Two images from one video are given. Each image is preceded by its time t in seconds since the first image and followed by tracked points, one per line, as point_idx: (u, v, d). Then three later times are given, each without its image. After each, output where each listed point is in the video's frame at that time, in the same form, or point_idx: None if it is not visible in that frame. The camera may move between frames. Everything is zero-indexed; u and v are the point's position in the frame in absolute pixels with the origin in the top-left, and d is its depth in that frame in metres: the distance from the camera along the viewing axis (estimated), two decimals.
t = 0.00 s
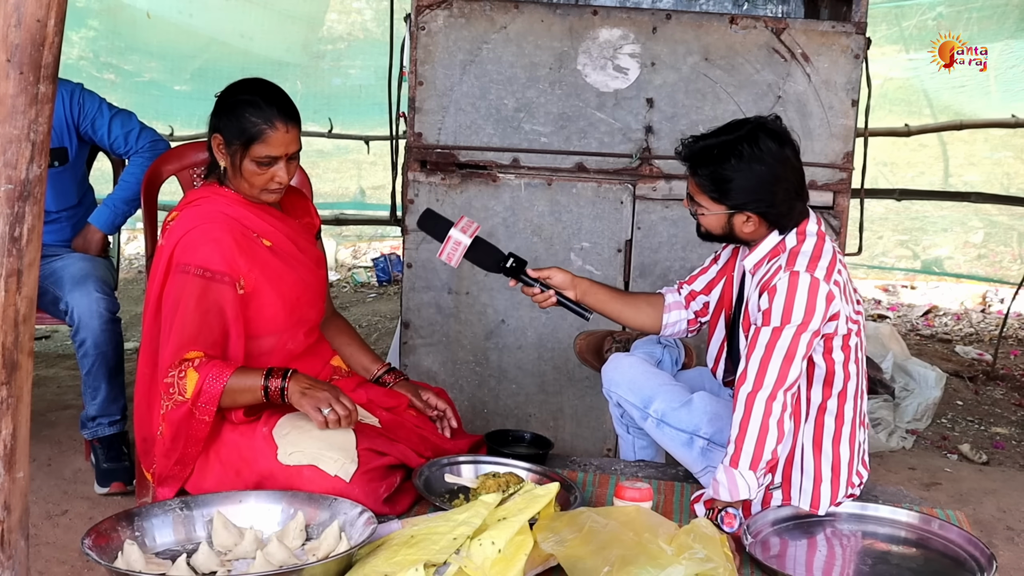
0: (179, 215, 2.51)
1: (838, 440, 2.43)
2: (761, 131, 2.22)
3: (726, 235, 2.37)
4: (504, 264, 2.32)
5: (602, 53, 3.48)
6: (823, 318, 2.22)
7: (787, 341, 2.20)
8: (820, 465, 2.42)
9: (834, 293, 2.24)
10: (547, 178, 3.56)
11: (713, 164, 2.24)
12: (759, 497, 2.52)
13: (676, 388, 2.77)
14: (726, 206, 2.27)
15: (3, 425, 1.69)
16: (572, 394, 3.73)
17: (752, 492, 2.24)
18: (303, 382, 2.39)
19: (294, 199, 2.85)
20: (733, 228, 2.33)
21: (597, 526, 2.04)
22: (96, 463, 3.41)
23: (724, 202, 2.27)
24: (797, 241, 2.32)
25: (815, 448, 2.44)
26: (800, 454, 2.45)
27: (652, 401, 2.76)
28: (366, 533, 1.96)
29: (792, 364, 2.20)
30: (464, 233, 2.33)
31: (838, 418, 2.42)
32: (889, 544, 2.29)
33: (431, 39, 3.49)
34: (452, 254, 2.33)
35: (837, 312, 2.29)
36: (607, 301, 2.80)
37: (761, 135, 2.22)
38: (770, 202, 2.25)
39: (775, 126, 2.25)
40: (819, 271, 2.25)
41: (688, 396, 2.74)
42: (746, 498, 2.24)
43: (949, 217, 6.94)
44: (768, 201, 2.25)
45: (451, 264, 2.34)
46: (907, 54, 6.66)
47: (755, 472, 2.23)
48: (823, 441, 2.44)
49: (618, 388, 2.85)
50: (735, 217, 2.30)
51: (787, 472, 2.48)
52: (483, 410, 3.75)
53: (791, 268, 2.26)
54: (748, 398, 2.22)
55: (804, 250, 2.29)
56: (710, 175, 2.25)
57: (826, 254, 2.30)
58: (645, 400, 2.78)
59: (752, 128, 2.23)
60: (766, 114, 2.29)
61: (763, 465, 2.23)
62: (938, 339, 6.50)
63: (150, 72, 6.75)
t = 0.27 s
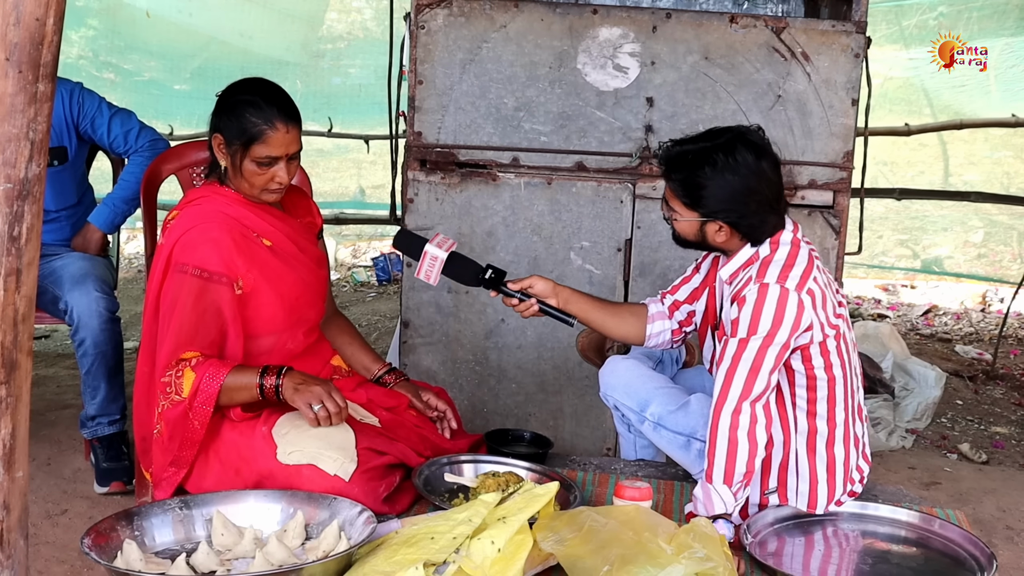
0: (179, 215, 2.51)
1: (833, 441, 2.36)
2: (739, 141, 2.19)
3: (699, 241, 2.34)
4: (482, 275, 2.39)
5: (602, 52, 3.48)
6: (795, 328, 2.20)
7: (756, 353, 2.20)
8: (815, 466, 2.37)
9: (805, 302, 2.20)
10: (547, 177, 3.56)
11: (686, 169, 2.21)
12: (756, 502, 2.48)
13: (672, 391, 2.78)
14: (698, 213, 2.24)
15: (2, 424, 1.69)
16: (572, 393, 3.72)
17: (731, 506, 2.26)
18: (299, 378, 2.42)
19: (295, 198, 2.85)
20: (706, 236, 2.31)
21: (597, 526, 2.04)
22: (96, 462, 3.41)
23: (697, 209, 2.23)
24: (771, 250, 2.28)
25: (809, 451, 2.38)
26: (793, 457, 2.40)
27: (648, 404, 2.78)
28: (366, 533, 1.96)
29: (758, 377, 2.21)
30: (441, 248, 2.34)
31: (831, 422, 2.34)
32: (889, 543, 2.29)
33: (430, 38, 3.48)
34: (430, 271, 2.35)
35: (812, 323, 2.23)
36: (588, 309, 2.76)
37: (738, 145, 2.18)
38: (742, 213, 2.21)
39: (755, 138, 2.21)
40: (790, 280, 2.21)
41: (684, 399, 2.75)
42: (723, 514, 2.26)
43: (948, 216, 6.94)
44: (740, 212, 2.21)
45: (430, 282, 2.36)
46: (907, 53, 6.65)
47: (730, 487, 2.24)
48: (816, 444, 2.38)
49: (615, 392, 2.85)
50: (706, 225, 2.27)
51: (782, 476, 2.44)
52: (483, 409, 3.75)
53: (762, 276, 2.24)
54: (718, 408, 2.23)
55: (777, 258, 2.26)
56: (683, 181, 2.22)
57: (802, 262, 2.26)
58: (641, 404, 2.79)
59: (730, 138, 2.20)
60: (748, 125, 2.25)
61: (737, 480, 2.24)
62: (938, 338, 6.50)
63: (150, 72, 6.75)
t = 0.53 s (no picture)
0: (179, 214, 2.51)
1: (823, 439, 2.37)
2: (717, 154, 2.20)
3: (672, 251, 2.35)
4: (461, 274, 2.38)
5: (602, 51, 3.48)
6: (778, 328, 2.18)
7: (741, 355, 2.17)
8: (805, 463, 2.39)
9: (786, 302, 2.19)
10: (547, 176, 3.56)
11: (662, 178, 2.22)
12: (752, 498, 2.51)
13: (666, 393, 2.77)
14: (672, 223, 2.24)
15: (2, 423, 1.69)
16: (572, 393, 3.72)
17: (724, 509, 2.23)
18: (297, 376, 2.42)
19: (296, 197, 2.85)
20: (679, 247, 2.32)
21: (597, 525, 2.04)
22: (96, 461, 3.41)
23: (671, 219, 2.24)
24: (752, 252, 2.27)
25: (799, 448, 2.40)
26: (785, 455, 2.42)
27: (642, 406, 2.77)
28: (366, 532, 1.96)
29: (746, 376, 2.19)
30: (422, 241, 2.37)
31: (818, 421, 2.36)
32: (889, 542, 2.29)
33: (430, 37, 3.49)
34: (411, 262, 2.36)
35: (792, 325, 2.21)
36: (569, 318, 2.77)
37: (715, 158, 2.19)
38: (715, 225, 2.21)
39: (733, 151, 2.22)
40: (772, 279, 2.20)
41: (678, 400, 2.75)
42: (717, 517, 2.23)
43: (948, 215, 6.93)
44: (714, 224, 2.21)
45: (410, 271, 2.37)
46: (907, 53, 6.65)
47: (722, 490, 2.22)
48: (806, 441, 2.39)
49: (609, 395, 2.83)
50: (680, 236, 2.28)
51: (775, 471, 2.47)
52: (483, 408, 3.75)
53: (743, 275, 2.22)
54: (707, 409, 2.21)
55: (757, 258, 2.25)
56: (658, 190, 2.23)
57: (783, 264, 2.25)
58: (636, 406, 2.79)
59: (706, 151, 2.21)
60: (728, 139, 2.26)
61: (730, 482, 2.21)
62: (938, 338, 6.50)
63: (149, 71, 6.75)
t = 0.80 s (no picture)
0: (179, 214, 2.51)
1: (816, 436, 2.36)
2: (709, 154, 2.20)
3: (660, 251, 2.34)
4: (453, 277, 2.43)
5: (603, 50, 3.48)
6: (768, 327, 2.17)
7: (732, 355, 2.17)
8: (798, 459, 2.39)
9: (775, 301, 2.18)
10: (547, 175, 3.55)
11: (652, 176, 2.21)
12: (750, 494, 2.51)
13: (661, 394, 2.79)
14: (660, 222, 2.24)
15: (3, 422, 1.69)
16: (572, 391, 3.72)
17: (722, 509, 2.23)
18: (287, 379, 2.38)
19: (296, 197, 2.85)
20: (666, 247, 2.32)
21: (598, 523, 2.04)
22: (96, 460, 3.41)
23: (660, 218, 2.24)
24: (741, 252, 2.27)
25: (792, 445, 2.40)
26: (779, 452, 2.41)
27: (638, 408, 2.79)
28: (366, 530, 1.96)
29: (737, 376, 2.18)
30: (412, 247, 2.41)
31: (809, 418, 2.34)
32: (889, 541, 2.29)
33: (431, 36, 3.49)
34: (401, 271, 2.41)
35: (780, 325, 2.20)
36: (563, 322, 2.75)
37: (707, 158, 2.19)
38: (703, 225, 2.21)
39: (725, 152, 2.22)
40: (761, 278, 2.19)
41: (674, 401, 2.77)
42: (716, 517, 2.24)
43: (948, 214, 6.93)
44: (702, 224, 2.21)
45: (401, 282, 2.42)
46: (908, 52, 6.64)
47: (720, 490, 2.22)
48: (799, 438, 2.39)
49: (606, 397, 2.87)
50: (667, 236, 2.27)
51: (770, 468, 2.47)
52: (483, 407, 3.76)
53: (731, 275, 2.21)
54: (701, 410, 2.21)
55: (746, 258, 2.25)
56: (647, 189, 2.22)
57: (771, 265, 2.25)
58: (631, 408, 2.81)
59: (698, 150, 2.20)
60: (720, 140, 2.26)
61: (727, 482, 2.22)
62: (938, 337, 6.50)
63: (149, 70, 6.75)
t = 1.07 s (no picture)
0: (177, 215, 2.51)
1: (815, 434, 2.35)
2: (709, 154, 2.19)
3: (659, 252, 2.34)
4: (454, 288, 2.43)
5: (603, 49, 3.47)
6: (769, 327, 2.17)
7: (735, 356, 2.17)
8: (797, 457, 2.38)
9: (776, 300, 2.18)
10: (547, 174, 3.55)
11: (653, 177, 2.21)
12: (750, 493, 2.51)
13: (660, 395, 2.79)
14: (661, 223, 2.24)
15: (3, 421, 1.69)
16: (572, 390, 3.72)
17: (723, 509, 2.23)
18: (285, 379, 2.38)
19: (297, 195, 2.83)
20: (666, 248, 2.31)
21: (598, 522, 2.04)
22: (96, 459, 3.41)
23: (660, 219, 2.23)
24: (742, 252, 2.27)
25: (791, 444, 2.39)
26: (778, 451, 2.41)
27: (637, 409, 2.80)
28: (366, 530, 1.96)
29: (740, 376, 2.18)
30: (413, 260, 2.41)
31: (809, 417, 2.34)
32: (890, 540, 2.29)
33: (431, 34, 3.49)
34: (403, 284, 2.41)
35: (783, 324, 2.20)
36: (566, 327, 2.75)
37: (707, 158, 2.19)
38: (704, 225, 2.21)
39: (725, 152, 2.21)
40: (763, 277, 2.19)
41: (672, 402, 2.77)
42: (717, 516, 2.24)
43: (948, 213, 6.93)
44: (703, 225, 2.21)
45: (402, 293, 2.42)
46: (908, 51, 6.64)
47: (721, 490, 2.22)
48: (798, 436, 2.39)
49: (604, 399, 2.86)
50: (668, 237, 2.27)
51: (770, 466, 2.47)
52: (483, 406, 3.75)
53: (733, 274, 2.21)
54: (702, 411, 2.21)
55: (747, 256, 2.25)
56: (648, 189, 2.22)
57: (772, 263, 2.25)
58: (630, 409, 2.81)
59: (698, 151, 2.20)
60: (720, 141, 2.26)
61: (728, 482, 2.22)
62: (938, 336, 6.50)
63: (149, 69, 6.74)
